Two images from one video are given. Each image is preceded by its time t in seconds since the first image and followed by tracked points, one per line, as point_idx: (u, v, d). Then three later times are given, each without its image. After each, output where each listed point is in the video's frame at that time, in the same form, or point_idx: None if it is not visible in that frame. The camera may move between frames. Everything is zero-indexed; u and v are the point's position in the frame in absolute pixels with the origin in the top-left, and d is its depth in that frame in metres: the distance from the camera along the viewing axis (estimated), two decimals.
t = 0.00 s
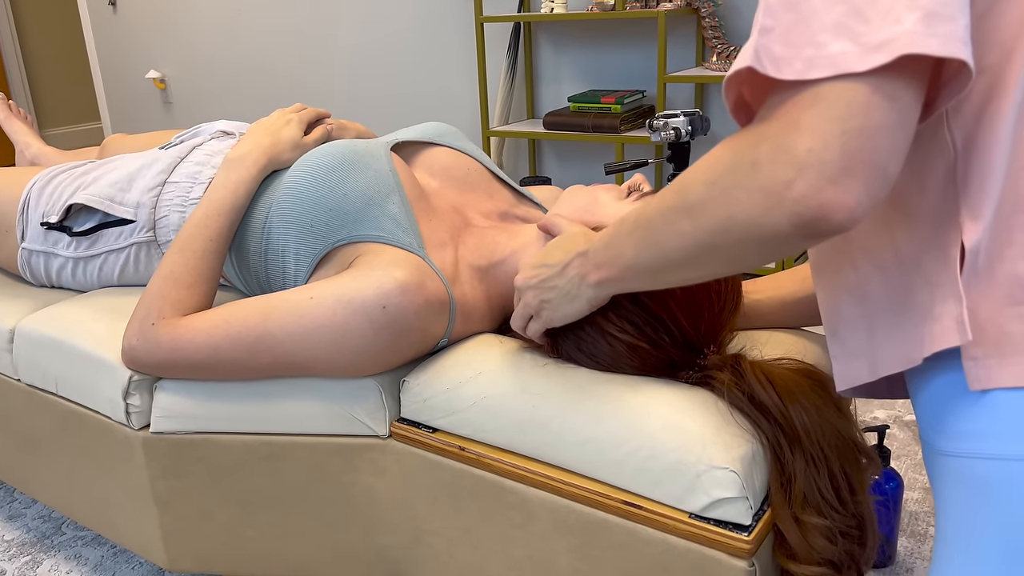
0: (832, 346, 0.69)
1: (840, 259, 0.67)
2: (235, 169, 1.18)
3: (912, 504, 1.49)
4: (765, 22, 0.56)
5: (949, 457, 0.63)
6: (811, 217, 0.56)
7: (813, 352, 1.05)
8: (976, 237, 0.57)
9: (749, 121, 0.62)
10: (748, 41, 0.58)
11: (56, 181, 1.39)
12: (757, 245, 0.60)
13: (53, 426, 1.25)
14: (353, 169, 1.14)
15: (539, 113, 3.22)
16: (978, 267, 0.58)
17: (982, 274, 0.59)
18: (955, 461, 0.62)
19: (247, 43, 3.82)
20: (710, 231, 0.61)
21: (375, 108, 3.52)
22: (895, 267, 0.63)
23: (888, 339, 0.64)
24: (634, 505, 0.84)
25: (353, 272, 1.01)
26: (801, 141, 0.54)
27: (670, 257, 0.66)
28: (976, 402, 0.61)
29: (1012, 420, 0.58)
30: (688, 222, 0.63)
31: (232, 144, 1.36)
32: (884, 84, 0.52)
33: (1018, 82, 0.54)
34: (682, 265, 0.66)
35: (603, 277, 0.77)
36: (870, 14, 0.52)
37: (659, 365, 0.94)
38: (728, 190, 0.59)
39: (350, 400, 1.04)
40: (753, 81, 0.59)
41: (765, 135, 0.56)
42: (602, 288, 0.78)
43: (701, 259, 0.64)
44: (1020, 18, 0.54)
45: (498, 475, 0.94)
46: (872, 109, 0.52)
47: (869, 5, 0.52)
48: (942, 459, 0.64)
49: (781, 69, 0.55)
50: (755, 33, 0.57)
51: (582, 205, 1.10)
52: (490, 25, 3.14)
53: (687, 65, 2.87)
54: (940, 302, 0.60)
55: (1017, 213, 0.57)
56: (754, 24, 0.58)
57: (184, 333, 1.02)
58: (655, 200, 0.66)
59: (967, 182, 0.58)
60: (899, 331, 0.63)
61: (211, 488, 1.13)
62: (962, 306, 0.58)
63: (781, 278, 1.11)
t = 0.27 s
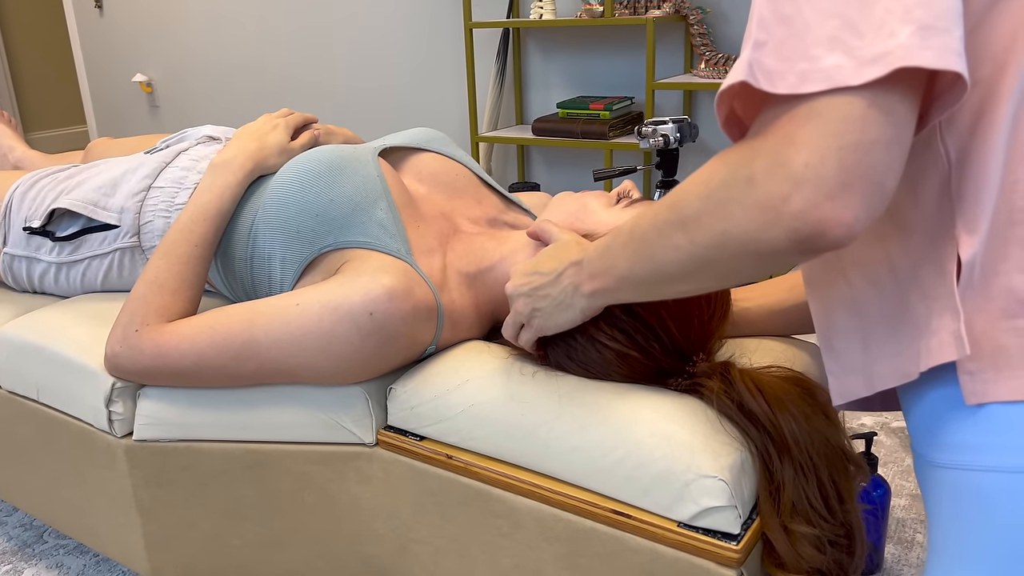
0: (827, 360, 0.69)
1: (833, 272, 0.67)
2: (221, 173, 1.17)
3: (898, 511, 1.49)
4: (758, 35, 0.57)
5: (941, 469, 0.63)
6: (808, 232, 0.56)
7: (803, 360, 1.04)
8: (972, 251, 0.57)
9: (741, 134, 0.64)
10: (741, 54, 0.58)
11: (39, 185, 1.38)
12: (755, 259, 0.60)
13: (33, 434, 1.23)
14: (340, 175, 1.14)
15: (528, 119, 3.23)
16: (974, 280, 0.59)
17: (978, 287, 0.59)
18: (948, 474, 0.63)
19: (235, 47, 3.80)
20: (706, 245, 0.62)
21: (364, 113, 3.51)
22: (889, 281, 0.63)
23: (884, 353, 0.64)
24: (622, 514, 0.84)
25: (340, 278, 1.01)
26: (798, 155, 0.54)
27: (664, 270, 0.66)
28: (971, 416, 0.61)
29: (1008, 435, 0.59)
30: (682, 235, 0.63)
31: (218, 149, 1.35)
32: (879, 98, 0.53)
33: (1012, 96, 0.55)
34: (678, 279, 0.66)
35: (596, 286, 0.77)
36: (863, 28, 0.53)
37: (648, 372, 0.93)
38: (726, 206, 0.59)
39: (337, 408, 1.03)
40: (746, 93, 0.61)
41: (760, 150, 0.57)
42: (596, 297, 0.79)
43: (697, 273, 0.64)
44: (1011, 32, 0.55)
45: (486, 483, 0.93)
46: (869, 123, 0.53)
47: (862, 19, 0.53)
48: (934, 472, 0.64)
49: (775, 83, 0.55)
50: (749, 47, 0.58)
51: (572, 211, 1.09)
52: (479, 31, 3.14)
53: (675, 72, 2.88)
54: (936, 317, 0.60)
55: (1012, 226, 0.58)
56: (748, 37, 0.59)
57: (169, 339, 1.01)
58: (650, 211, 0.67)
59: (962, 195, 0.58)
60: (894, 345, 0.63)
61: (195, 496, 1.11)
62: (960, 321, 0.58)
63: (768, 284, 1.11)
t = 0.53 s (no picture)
0: (842, 368, 0.70)
1: (848, 281, 0.67)
2: (226, 173, 1.17)
3: (902, 517, 1.49)
4: (775, 42, 0.57)
5: (955, 477, 0.64)
6: (827, 243, 0.56)
7: (810, 366, 1.04)
8: (994, 258, 0.58)
9: (756, 141, 0.65)
10: (758, 60, 0.59)
11: (42, 183, 1.37)
12: (774, 267, 0.60)
13: (34, 433, 1.22)
14: (346, 175, 1.13)
15: (531, 121, 3.22)
16: (995, 289, 0.60)
17: (999, 295, 0.60)
18: (963, 482, 0.64)
19: (237, 46, 3.79)
20: (723, 252, 0.62)
21: (366, 113, 3.51)
22: (907, 290, 0.64)
23: (901, 361, 0.66)
24: (629, 519, 0.83)
25: (346, 280, 1.00)
26: (818, 165, 0.55)
27: (679, 273, 0.67)
28: (989, 425, 0.62)
29: None
30: (699, 240, 0.64)
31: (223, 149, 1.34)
32: (900, 105, 0.53)
33: None
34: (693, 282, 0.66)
35: (607, 288, 0.77)
36: (884, 35, 0.53)
37: (655, 376, 0.93)
38: (743, 214, 0.60)
39: (341, 410, 1.02)
40: (761, 100, 0.61)
41: (780, 156, 0.57)
42: (605, 299, 0.79)
43: (713, 278, 0.65)
44: None
45: (491, 486, 0.93)
46: (889, 131, 0.53)
47: (882, 26, 0.53)
48: (947, 479, 0.65)
49: (793, 90, 0.56)
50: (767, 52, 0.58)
51: (580, 213, 1.09)
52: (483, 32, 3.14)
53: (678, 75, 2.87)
54: (957, 326, 0.61)
55: None
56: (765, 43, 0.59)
57: (173, 340, 1.00)
58: (666, 215, 0.67)
59: (982, 203, 0.59)
60: (913, 353, 0.65)
61: (199, 497, 1.11)
62: (982, 330, 0.59)
63: (776, 289, 1.10)
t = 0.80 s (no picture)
0: (843, 368, 0.70)
1: (849, 282, 0.68)
2: (232, 172, 1.18)
3: (903, 518, 1.49)
4: (778, 43, 0.57)
5: (954, 476, 0.65)
6: (829, 243, 0.57)
7: (812, 366, 1.04)
8: (994, 258, 0.58)
9: (759, 142, 0.65)
10: (761, 61, 0.59)
11: (49, 181, 1.38)
12: (776, 266, 0.61)
13: (40, 429, 1.23)
14: (351, 174, 1.14)
15: (534, 121, 3.23)
16: (994, 288, 0.60)
17: (998, 295, 0.60)
18: (961, 481, 0.64)
19: (242, 46, 3.81)
20: (726, 251, 0.62)
21: (370, 113, 3.52)
22: (908, 290, 0.65)
23: (902, 361, 0.66)
24: (630, 517, 0.84)
25: (350, 278, 1.01)
26: (820, 166, 0.55)
27: (682, 273, 0.67)
28: (988, 425, 0.63)
29: None
30: (702, 239, 0.64)
31: (229, 148, 1.35)
32: (901, 107, 0.53)
33: None
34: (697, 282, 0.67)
35: (611, 287, 0.77)
36: (886, 37, 0.54)
37: (658, 375, 0.93)
38: (747, 214, 0.60)
39: (345, 407, 1.03)
40: (764, 102, 0.62)
41: (782, 157, 0.58)
42: (609, 298, 0.79)
43: (716, 278, 0.65)
44: None
45: (494, 484, 0.94)
46: (890, 132, 0.54)
47: (884, 28, 0.54)
48: (946, 478, 0.66)
49: (795, 91, 0.56)
50: (770, 54, 0.58)
51: (584, 212, 1.10)
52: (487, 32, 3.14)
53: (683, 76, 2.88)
54: (957, 325, 0.61)
55: None
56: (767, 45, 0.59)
57: (179, 337, 1.01)
58: (669, 215, 0.68)
59: (982, 203, 0.59)
60: (913, 353, 0.65)
61: (203, 493, 1.11)
62: (982, 330, 0.60)
63: (779, 289, 1.11)
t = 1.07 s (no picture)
0: (845, 369, 0.70)
1: (852, 282, 0.68)
2: (230, 172, 1.17)
3: (904, 519, 1.49)
4: (781, 44, 0.57)
5: (957, 477, 0.65)
6: (833, 244, 0.56)
7: (814, 367, 1.04)
8: (998, 259, 0.58)
9: (761, 143, 0.65)
10: (764, 62, 0.59)
11: (48, 182, 1.37)
12: (779, 267, 0.60)
13: (39, 430, 1.23)
14: (351, 174, 1.13)
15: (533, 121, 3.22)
16: (999, 289, 0.60)
17: (1002, 296, 0.60)
18: (964, 482, 0.64)
19: (241, 46, 3.80)
20: (730, 251, 0.62)
21: (369, 113, 3.51)
22: (911, 291, 0.64)
23: (905, 362, 0.66)
24: (631, 519, 0.83)
25: (350, 278, 1.00)
26: (824, 166, 0.55)
27: (684, 274, 0.67)
28: (991, 427, 0.62)
29: None
30: (705, 240, 0.64)
31: (228, 148, 1.35)
32: (905, 107, 0.53)
33: None
34: (699, 284, 0.67)
35: (613, 287, 0.77)
36: (890, 37, 0.53)
37: (659, 376, 0.93)
38: (751, 214, 0.60)
39: (345, 408, 1.03)
40: (767, 103, 0.61)
41: (786, 158, 0.57)
42: (610, 297, 0.79)
43: (719, 279, 0.65)
44: None
45: (494, 485, 0.93)
46: (895, 133, 0.53)
47: (888, 28, 0.53)
48: (950, 479, 0.66)
49: (799, 92, 0.56)
50: (773, 55, 0.58)
51: (585, 213, 1.09)
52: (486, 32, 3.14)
53: (682, 76, 2.87)
54: (961, 326, 0.61)
55: None
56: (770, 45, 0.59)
57: (178, 338, 1.01)
58: (672, 216, 0.68)
59: (986, 204, 0.59)
60: (916, 354, 0.65)
61: (202, 495, 1.11)
62: (986, 331, 0.59)
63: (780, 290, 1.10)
